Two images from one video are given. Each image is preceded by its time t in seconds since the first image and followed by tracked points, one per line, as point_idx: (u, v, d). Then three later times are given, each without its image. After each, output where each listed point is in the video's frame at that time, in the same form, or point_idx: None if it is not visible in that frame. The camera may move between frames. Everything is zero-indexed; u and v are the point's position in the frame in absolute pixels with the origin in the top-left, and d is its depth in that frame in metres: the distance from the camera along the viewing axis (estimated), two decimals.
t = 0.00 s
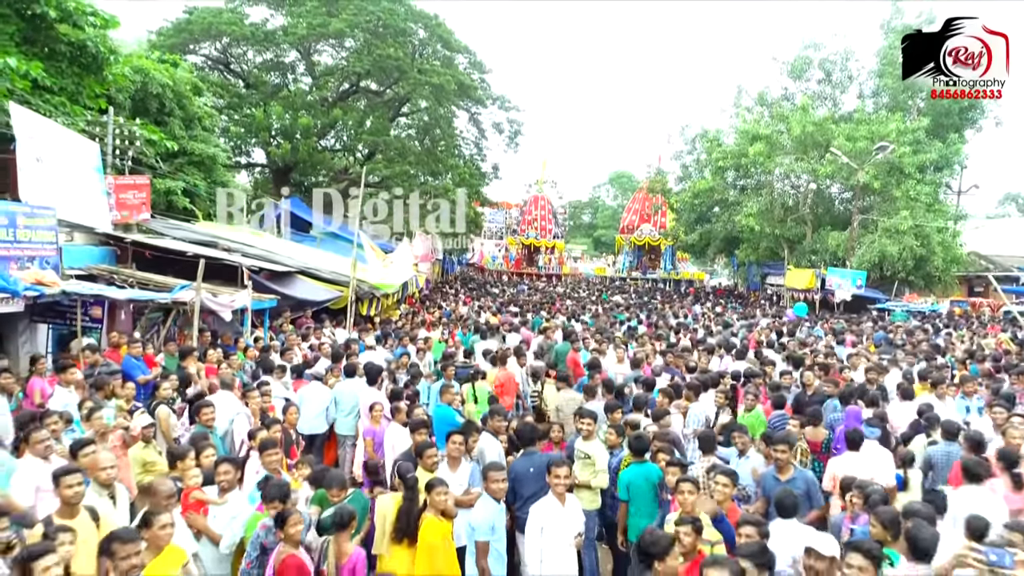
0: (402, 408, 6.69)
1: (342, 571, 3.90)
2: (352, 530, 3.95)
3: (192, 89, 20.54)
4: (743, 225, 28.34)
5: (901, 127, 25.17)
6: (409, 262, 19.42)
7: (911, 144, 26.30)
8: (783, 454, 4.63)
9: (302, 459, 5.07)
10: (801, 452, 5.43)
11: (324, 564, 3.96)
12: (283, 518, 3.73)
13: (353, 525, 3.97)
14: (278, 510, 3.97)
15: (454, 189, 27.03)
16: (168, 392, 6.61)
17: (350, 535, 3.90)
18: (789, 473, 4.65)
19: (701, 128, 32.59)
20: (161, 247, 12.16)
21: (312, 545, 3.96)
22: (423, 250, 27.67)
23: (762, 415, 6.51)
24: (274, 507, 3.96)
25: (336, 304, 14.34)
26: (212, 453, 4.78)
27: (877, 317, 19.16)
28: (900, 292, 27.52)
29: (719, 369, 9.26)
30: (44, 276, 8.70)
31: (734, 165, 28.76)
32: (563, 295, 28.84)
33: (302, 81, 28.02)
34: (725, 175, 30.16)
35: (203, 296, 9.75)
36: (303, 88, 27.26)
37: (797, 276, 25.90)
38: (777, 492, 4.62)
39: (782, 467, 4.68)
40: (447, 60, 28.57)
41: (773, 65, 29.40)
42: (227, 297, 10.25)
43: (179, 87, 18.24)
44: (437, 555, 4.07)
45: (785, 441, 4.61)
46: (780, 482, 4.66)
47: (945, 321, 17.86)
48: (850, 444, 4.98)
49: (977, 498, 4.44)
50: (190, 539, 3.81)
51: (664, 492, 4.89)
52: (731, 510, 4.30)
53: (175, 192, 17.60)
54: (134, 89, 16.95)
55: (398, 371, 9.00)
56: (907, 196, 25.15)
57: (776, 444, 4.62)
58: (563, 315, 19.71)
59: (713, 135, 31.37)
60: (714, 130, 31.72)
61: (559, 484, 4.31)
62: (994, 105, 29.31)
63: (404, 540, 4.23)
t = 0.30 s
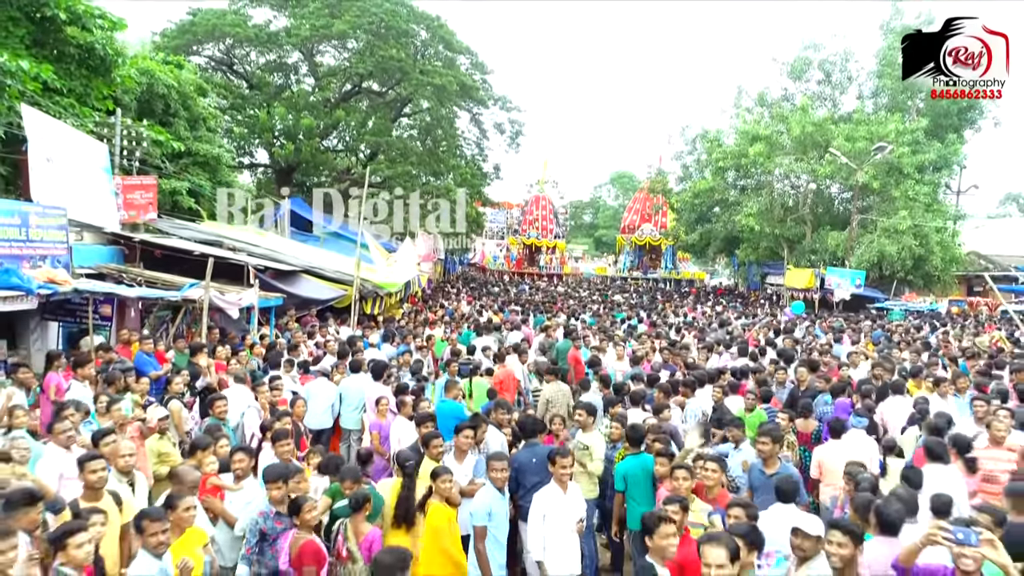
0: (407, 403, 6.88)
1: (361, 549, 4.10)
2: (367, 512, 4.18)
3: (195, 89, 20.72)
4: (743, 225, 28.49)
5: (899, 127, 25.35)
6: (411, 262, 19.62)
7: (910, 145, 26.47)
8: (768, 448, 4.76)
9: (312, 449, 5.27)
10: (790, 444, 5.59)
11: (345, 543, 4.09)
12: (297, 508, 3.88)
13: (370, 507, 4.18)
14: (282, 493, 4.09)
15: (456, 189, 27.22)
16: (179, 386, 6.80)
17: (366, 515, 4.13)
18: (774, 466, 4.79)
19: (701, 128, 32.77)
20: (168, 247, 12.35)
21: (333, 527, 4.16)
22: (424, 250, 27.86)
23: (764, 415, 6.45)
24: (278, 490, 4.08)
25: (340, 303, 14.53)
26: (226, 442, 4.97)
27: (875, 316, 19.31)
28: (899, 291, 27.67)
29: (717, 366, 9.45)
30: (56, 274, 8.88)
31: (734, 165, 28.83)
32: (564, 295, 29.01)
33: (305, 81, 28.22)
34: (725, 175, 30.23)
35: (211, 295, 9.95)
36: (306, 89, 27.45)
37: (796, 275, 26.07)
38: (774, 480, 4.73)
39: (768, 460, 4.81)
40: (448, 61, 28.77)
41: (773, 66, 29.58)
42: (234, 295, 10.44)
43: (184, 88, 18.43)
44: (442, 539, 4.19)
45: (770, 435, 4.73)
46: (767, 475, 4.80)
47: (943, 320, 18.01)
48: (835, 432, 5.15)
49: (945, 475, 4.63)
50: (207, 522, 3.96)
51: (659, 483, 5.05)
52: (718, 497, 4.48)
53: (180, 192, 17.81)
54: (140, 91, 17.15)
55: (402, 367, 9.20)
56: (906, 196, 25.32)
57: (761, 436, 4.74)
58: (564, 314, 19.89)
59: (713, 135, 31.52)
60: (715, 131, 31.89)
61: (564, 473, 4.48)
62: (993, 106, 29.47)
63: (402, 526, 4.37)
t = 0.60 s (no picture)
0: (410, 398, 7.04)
1: (372, 532, 4.22)
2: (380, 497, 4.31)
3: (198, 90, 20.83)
4: (742, 225, 28.62)
5: (898, 127, 25.49)
6: (413, 261, 19.77)
7: (909, 145, 26.60)
8: (754, 445, 4.84)
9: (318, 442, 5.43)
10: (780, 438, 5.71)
11: (358, 527, 4.21)
12: (311, 499, 4.01)
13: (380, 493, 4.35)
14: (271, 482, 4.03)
15: (457, 189, 27.34)
16: (187, 382, 6.97)
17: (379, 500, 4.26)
18: (761, 461, 4.88)
19: (702, 128, 32.91)
20: (173, 246, 12.50)
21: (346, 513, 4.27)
22: (425, 250, 28.06)
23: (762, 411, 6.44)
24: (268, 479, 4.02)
25: (342, 301, 14.69)
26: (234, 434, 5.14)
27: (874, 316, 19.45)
28: (898, 291, 27.81)
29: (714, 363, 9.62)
30: (65, 273, 9.03)
31: (734, 165, 28.87)
32: (564, 294, 29.11)
33: (307, 82, 28.37)
34: (725, 175, 30.31)
35: (216, 294, 10.12)
36: (308, 89, 27.59)
37: (796, 274, 26.15)
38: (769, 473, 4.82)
39: (754, 454, 4.90)
40: (450, 62, 28.93)
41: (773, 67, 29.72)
42: (239, 293, 10.60)
43: (187, 89, 18.58)
44: (445, 527, 4.34)
45: (756, 431, 4.81)
46: (753, 470, 4.90)
47: (940, 318, 18.16)
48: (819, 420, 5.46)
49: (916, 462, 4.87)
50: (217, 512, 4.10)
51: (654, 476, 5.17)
52: (705, 488, 4.63)
53: (184, 193, 17.96)
54: (144, 92, 17.30)
55: (405, 364, 9.37)
56: (904, 196, 25.44)
57: (749, 432, 4.82)
58: (564, 313, 20.03)
59: (713, 135, 31.63)
60: (715, 131, 32.03)
61: (562, 465, 4.59)
62: (992, 106, 29.61)
63: (401, 513, 4.53)
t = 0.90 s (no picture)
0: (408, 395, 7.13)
1: (388, 522, 4.45)
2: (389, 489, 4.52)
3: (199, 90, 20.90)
4: (742, 225, 28.71)
5: (897, 128, 25.59)
6: (414, 261, 19.89)
7: (907, 145, 26.71)
8: (739, 442, 4.86)
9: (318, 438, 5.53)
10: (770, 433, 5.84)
11: (376, 518, 4.40)
12: (318, 493, 3.93)
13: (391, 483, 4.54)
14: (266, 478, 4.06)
15: (457, 189, 27.43)
16: (190, 380, 7.08)
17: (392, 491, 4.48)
18: (745, 458, 4.91)
19: (701, 128, 33.01)
20: (175, 246, 12.62)
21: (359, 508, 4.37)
22: (425, 250, 28.16)
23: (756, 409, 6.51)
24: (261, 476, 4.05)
25: (343, 300, 14.81)
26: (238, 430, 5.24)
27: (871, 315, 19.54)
28: (896, 290, 27.90)
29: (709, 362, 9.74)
30: (68, 273, 9.14)
31: (733, 166, 28.92)
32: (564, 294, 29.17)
33: (307, 82, 28.49)
34: (725, 175, 30.39)
35: (218, 293, 10.23)
36: (309, 90, 27.71)
37: (794, 274, 26.13)
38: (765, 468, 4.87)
39: (738, 451, 4.93)
40: (450, 63, 29.05)
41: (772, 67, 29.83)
42: (241, 293, 10.70)
43: (189, 90, 18.69)
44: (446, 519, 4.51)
45: (741, 429, 4.83)
46: (737, 467, 4.92)
47: (937, 318, 18.24)
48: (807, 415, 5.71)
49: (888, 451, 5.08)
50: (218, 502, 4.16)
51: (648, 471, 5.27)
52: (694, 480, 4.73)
53: (185, 193, 18.08)
54: (146, 92, 17.42)
55: (404, 363, 9.48)
56: (902, 196, 25.50)
57: (733, 429, 4.85)
58: (563, 313, 20.13)
59: (712, 136, 31.73)
60: (714, 131, 32.11)
61: (556, 460, 4.68)
62: (990, 106, 29.70)
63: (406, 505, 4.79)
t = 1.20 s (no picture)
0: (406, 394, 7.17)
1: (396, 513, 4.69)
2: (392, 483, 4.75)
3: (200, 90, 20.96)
4: (741, 225, 28.80)
5: (896, 128, 25.66)
6: (414, 261, 19.95)
7: (906, 145, 26.77)
8: (722, 439, 4.91)
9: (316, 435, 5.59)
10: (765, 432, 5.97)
11: (385, 511, 4.57)
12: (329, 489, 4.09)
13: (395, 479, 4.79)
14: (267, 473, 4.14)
15: (457, 189, 27.48)
16: (191, 378, 7.14)
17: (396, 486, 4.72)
18: (727, 455, 4.95)
19: (701, 128, 33.08)
20: (176, 246, 12.69)
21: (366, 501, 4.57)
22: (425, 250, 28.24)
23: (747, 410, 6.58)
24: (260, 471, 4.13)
25: (343, 300, 14.87)
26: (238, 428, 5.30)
27: (870, 315, 19.60)
28: (895, 290, 27.93)
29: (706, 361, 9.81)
30: (70, 273, 9.22)
31: (733, 166, 28.98)
32: (564, 293, 29.20)
33: (308, 83, 28.58)
34: (724, 175, 30.45)
35: (219, 292, 10.32)
36: (309, 90, 27.79)
37: (793, 274, 26.18)
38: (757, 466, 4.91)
39: (720, 449, 4.97)
40: (451, 63, 29.16)
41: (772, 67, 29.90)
42: (242, 292, 10.78)
43: (190, 91, 18.77)
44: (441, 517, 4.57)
45: (723, 426, 4.89)
46: (719, 463, 4.96)
47: (935, 318, 18.28)
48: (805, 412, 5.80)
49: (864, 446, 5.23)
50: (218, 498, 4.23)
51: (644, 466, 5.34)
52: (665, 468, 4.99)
53: (186, 193, 18.17)
54: (148, 94, 17.50)
55: (403, 362, 9.56)
56: (901, 196, 25.51)
57: (713, 426, 4.90)
58: (563, 313, 20.17)
59: (712, 136, 31.80)
60: (714, 132, 32.17)
61: (550, 456, 4.75)
62: (989, 106, 29.75)
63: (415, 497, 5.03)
